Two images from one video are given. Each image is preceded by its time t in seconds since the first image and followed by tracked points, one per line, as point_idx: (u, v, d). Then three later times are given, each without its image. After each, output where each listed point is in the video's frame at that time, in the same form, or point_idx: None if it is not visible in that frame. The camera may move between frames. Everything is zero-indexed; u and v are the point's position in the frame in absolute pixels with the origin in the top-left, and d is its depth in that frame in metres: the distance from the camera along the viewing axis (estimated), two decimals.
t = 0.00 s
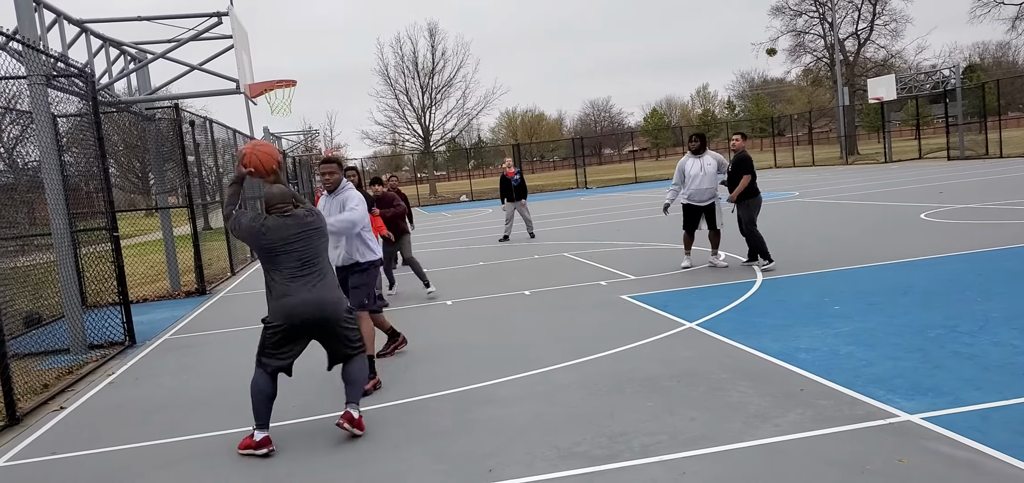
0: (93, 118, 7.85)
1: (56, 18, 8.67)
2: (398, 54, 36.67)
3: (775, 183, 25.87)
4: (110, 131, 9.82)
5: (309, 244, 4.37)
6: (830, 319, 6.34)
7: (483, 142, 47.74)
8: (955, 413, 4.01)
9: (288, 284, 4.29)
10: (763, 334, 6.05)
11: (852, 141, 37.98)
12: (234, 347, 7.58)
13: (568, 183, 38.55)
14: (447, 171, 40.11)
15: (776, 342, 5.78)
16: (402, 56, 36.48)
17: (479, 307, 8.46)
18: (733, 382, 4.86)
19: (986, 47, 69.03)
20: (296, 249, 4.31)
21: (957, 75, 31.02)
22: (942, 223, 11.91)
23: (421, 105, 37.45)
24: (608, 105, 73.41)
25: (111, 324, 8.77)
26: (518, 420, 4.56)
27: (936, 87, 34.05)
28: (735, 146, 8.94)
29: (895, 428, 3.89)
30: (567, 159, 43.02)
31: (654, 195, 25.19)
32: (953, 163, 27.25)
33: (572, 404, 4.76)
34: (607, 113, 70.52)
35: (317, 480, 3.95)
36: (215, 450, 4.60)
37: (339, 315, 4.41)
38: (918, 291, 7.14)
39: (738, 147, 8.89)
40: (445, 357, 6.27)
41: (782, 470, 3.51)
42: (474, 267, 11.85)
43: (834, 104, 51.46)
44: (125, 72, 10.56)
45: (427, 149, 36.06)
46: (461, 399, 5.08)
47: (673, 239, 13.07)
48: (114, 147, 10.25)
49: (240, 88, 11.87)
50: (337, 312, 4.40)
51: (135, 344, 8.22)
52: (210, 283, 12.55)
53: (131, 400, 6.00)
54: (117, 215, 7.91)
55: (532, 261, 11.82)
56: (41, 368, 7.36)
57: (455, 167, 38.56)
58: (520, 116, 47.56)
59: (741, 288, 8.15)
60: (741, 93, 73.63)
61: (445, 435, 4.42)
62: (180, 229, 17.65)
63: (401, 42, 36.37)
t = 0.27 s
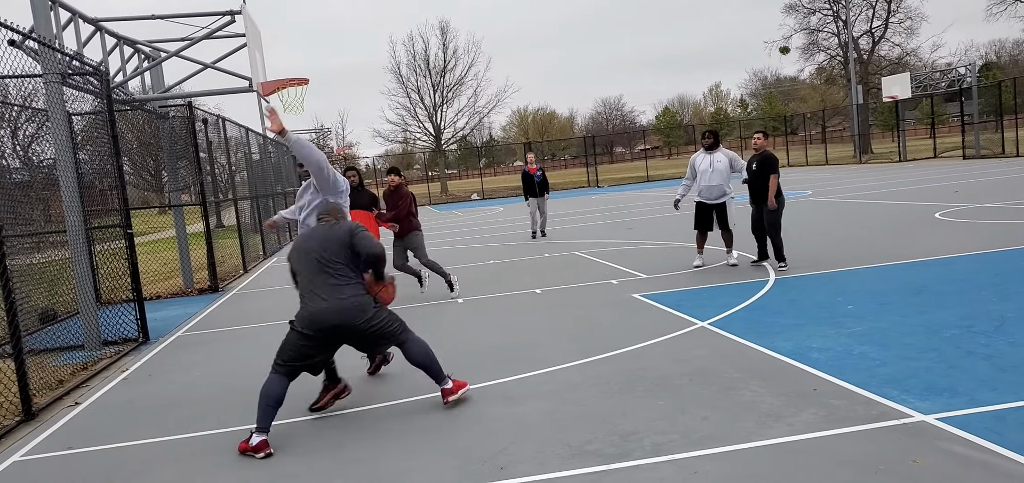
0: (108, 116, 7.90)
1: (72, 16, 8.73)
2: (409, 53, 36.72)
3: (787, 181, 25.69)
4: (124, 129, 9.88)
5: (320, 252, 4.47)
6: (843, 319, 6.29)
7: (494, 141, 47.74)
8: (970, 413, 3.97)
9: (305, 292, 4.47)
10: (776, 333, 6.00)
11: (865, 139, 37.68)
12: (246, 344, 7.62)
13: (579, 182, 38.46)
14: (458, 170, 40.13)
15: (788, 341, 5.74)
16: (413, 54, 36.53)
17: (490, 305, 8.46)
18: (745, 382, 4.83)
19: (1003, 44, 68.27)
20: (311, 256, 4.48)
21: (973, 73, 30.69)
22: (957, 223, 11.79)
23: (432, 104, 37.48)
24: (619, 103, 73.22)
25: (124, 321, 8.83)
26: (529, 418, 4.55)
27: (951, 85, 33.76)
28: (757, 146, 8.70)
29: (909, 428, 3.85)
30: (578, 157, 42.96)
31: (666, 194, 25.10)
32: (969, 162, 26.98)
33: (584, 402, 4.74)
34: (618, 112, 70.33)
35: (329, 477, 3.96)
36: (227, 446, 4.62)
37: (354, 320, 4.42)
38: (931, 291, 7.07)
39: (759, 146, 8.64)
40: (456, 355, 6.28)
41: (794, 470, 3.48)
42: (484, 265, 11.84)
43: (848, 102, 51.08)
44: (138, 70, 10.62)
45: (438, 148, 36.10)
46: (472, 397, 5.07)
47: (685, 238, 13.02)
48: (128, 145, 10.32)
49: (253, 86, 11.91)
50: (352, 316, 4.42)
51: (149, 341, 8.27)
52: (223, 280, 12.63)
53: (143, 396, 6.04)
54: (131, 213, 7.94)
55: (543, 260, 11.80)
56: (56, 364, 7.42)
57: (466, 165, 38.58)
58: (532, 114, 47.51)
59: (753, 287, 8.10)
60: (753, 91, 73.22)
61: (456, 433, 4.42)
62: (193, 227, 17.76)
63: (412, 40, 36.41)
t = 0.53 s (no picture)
0: (120, 114, 7.95)
1: (84, 15, 8.80)
2: (420, 52, 36.76)
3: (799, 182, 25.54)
4: (136, 126, 9.94)
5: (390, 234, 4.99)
6: (854, 319, 6.23)
7: (503, 140, 47.76)
8: (983, 415, 3.92)
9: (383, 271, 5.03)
10: (786, 334, 5.96)
11: (877, 139, 37.43)
12: (256, 341, 7.64)
13: (589, 181, 38.42)
14: (468, 169, 40.15)
15: (799, 341, 5.70)
16: (423, 53, 36.56)
17: (499, 303, 8.45)
18: (756, 382, 4.79)
19: (1018, 44, 67.62)
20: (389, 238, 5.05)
21: (987, 73, 30.39)
22: (971, 224, 11.68)
23: (442, 103, 37.52)
24: (629, 103, 73.07)
25: (136, 318, 8.88)
26: (538, 417, 4.54)
27: (965, 85, 33.49)
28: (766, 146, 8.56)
29: (920, 429, 3.81)
30: (587, 157, 42.89)
31: (676, 194, 25.01)
32: (984, 163, 26.72)
33: (593, 401, 4.73)
34: (629, 111, 70.18)
35: (337, 474, 3.96)
36: (236, 442, 4.63)
37: (402, 297, 4.73)
38: (944, 292, 7.00)
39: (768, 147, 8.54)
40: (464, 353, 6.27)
41: (805, 471, 3.45)
42: (494, 264, 11.83)
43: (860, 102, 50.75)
44: (151, 68, 10.68)
45: (448, 147, 36.13)
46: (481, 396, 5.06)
47: (695, 237, 12.95)
48: (140, 142, 10.38)
49: (264, 84, 11.96)
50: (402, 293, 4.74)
51: (160, 338, 8.32)
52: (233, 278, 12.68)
53: (154, 392, 6.07)
54: (143, 210, 7.99)
55: (552, 259, 11.78)
56: (68, 360, 7.48)
57: (476, 165, 38.59)
58: (542, 113, 47.47)
59: (764, 287, 8.05)
60: (765, 91, 72.87)
61: (464, 431, 4.41)
62: (204, 225, 17.85)
63: (423, 39, 36.45)
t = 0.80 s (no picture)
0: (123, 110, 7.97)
1: (87, 11, 8.81)
2: (423, 50, 36.74)
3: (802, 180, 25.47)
4: (138, 123, 9.95)
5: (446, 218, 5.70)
6: (857, 318, 6.21)
7: (506, 137, 47.73)
8: (986, 413, 3.90)
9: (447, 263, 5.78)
10: (789, 332, 5.94)
11: (881, 138, 37.31)
12: (259, 338, 7.64)
13: (592, 179, 38.37)
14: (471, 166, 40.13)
15: (802, 340, 5.68)
16: (427, 50, 36.53)
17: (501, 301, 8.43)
18: (758, 380, 4.78)
19: None
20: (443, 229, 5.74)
21: (992, 71, 30.26)
22: (975, 222, 11.62)
23: (445, 100, 37.49)
24: (633, 100, 72.96)
25: (138, 315, 8.89)
26: (540, 414, 4.53)
27: (970, 84, 33.37)
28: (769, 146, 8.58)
29: (923, 427, 3.80)
30: (590, 154, 42.83)
31: (679, 192, 24.96)
32: (989, 162, 26.62)
33: (596, 399, 4.72)
34: (632, 109, 70.07)
35: (339, 471, 3.96)
36: (239, 439, 4.63)
37: (478, 274, 5.54)
38: (947, 290, 6.97)
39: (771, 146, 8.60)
40: (467, 351, 6.26)
41: (806, 469, 3.44)
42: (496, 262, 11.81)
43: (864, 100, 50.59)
44: (153, 65, 10.69)
45: (451, 144, 36.12)
46: (483, 393, 5.06)
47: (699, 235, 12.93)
48: (143, 139, 10.39)
49: (267, 81, 11.96)
50: (474, 274, 5.55)
51: (162, 335, 8.32)
52: (236, 275, 12.69)
53: (157, 389, 6.08)
54: (145, 207, 8.00)
55: (555, 257, 11.76)
56: (70, 356, 7.49)
57: (479, 162, 38.57)
58: (545, 111, 47.41)
59: (767, 285, 8.02)
60: (768, 89, 72.70)
61: (466, 428, 4.40)
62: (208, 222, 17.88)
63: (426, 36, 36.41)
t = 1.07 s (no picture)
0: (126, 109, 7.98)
1: (90, 10, 8.82)
2: (424, 48, 36.72)
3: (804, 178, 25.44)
4: (141, 122, 9.96)
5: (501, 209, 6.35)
6: (859, 316, 6.20)
7: (508, 136, 47.71)
8: (988, 411, 3.90)
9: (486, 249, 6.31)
10: (791, 330, 5.93)
11: (884, 136, 37.24)
12: (261, 336, 7.66)
13: (594, 177, 38.36)
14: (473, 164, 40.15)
15: (804, 338, 5.67)
16: (428, 49, 36.51)
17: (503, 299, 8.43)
18: (760, 379, 4.78)
19: None
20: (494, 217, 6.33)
21: (994, 69, 30.20)
22: (978, 220, 11.60)
23: (446, 98, 37.49)
24: (635, 98, 72.89)
25: (141, 313, 8.90)
26: (542, 412, 4.53)
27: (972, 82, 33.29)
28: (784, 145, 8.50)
29: (925, 426, 3.79)
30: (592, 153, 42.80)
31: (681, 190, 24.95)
32: (990, 159, 26.57)
33: (598, 397, 4.72)
34: (634, 107, 70.01)
35: (342, 469, 3.96)
36: (242, 437, 4.64)
37: (526, 272, 6.32)
38: (950, 289, 6.96)
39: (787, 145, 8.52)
40: (469, 349, 6.27)
41: (809, 468, 3.44)
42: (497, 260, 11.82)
43: (866, 98, 50.50)
44: (156, 64, 10.70)
45: (452, 142, 36.13)
46: (485, 391, 5.06)
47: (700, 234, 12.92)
48: (146, 138, 10.40)
49: (269, 80, 11.96)
50: (525, 272, 6.31)
51: (164, 333, 8.33)
52: (238, 273, 12.70)
53: (160, 387, 6.09)
54: (148, 205, 8.01)
55: (557, 255, 11.76)
56: (73, 354, 7.50)
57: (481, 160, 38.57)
58: (547, 109, 47.39)
59: (769, 283, 8.01)
60: (770, 87, 72.61)
61: (468, 426, 4.41)
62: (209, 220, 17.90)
63: (428, 34, 36.39)
